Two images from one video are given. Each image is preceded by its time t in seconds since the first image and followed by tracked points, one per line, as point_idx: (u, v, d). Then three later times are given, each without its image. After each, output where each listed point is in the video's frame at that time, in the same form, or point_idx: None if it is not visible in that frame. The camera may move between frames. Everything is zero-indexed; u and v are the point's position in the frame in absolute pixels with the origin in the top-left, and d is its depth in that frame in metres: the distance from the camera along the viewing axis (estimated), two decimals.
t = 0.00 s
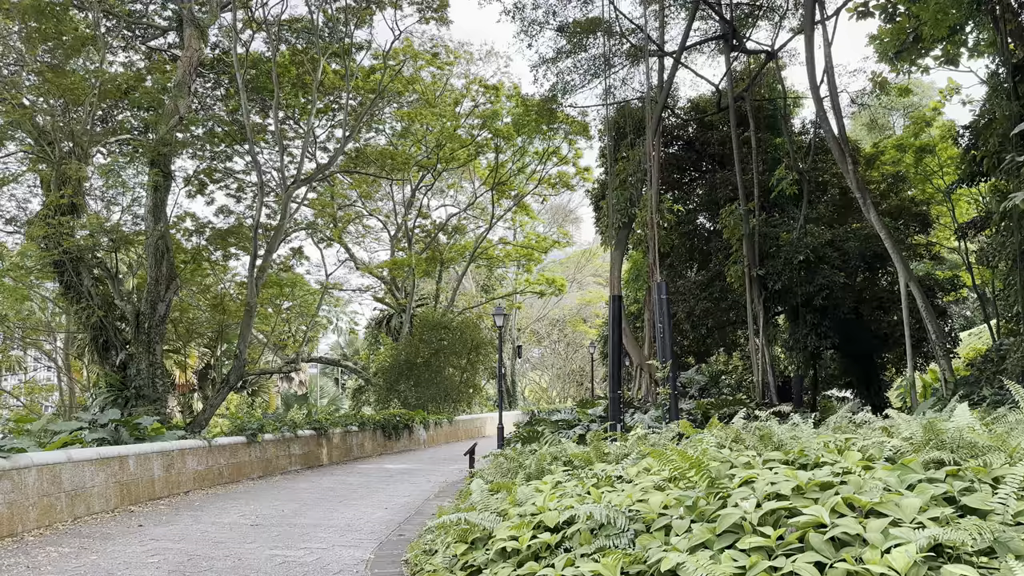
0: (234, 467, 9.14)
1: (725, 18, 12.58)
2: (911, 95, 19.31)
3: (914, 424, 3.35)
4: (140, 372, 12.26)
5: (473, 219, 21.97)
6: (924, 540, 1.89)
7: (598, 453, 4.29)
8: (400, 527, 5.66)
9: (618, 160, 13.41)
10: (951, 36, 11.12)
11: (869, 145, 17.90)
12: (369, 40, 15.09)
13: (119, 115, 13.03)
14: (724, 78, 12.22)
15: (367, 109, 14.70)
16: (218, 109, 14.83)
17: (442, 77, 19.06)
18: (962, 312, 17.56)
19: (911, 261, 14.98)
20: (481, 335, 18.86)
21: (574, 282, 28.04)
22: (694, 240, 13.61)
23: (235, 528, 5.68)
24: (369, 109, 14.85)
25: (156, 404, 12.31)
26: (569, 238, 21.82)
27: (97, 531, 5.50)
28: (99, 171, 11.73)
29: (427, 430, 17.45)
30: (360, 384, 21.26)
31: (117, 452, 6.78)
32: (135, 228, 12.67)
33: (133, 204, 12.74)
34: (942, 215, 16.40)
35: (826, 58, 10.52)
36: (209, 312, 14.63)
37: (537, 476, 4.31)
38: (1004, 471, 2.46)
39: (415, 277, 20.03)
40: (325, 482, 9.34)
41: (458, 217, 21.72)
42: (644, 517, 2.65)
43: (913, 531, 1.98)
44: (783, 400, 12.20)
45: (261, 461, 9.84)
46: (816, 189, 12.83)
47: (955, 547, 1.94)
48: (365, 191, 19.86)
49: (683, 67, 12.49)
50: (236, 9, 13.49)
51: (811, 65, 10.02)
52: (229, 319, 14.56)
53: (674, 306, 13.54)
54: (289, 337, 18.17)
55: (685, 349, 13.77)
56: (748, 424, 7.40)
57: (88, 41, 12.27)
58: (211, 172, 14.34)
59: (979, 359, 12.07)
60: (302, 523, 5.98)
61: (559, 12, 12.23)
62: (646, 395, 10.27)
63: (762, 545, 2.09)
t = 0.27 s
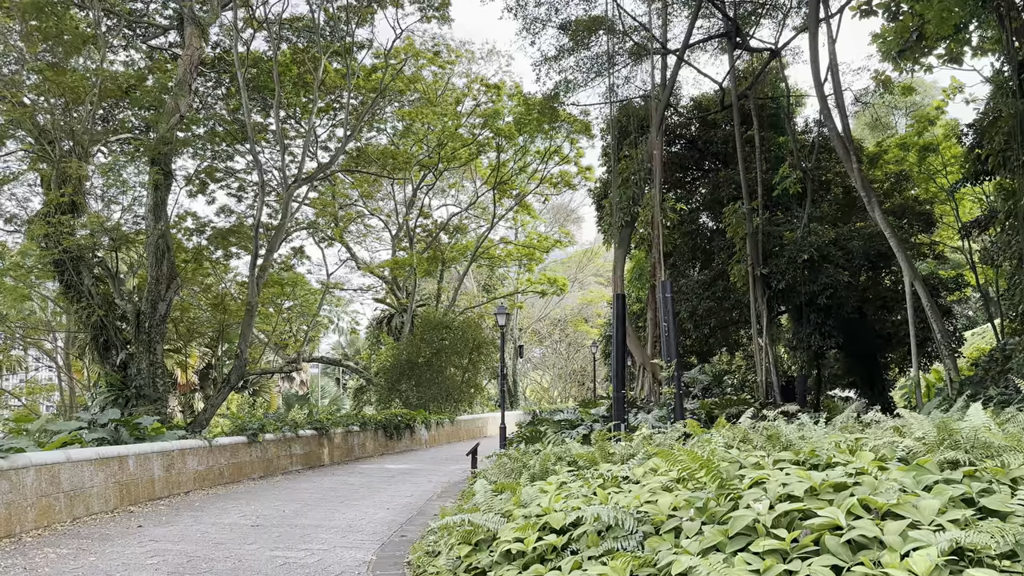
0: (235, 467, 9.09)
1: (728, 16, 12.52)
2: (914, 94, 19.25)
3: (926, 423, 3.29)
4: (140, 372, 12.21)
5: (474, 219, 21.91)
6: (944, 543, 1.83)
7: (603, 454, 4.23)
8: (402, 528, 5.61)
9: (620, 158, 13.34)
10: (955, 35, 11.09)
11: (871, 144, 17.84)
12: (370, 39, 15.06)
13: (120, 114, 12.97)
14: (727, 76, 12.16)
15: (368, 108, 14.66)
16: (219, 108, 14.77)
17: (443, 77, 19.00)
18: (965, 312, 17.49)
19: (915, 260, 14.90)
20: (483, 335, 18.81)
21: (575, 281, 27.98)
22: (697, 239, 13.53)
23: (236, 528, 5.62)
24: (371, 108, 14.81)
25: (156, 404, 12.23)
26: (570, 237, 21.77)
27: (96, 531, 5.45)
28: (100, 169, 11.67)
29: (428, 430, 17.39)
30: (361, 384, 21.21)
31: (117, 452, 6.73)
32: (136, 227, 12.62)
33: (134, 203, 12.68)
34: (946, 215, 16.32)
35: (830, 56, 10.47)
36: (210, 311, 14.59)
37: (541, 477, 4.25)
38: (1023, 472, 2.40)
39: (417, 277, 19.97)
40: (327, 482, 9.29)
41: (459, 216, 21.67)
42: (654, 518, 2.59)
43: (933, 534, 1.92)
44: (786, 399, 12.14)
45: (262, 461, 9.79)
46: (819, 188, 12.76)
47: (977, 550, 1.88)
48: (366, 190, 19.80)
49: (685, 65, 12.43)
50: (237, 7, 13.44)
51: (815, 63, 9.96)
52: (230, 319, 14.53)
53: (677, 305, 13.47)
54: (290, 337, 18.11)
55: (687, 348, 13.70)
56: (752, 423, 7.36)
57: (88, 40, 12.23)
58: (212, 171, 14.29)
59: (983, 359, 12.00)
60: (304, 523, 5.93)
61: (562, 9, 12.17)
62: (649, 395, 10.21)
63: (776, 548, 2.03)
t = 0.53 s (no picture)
0: (235, 468, 9.03)
1: (731, 14, 12.45)
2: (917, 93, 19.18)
3: (941, 425, 3.23)
4: (140, 372, 12.14)
5: (475, 218, 21.85)
6: (970, 550, 1.76)
7: (609, 455, 4.17)
8: (405, 530, 5.55)
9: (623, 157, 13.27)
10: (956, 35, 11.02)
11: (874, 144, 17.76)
12: (371, 38, 15.00)
13: (120, 113, 12.91)
14: (731, 75, 12.09)
15: (369, 107, 14.59)
16: (220, 107, 14.71)
17: (444, 76, 18.94)
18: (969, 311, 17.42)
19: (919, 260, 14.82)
20: (484, 335, 18.76)
21: (577, 281, 27.91)
22: (700, 239, 13.46)
23: (237, 531, 5.56)
24: (372, 107, 14.74)
25: (156, 404, 12.16)
26: (572, 237, 21.71)
27: (95, 533, 5.39)
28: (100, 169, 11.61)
29: (430, 431, 17.33)
30: (362, 384, 21.16)
31: (116, 452, 6.67)
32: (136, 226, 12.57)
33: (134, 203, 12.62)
34: (950, 214, 16.24)
35: (834, 55, 10.40)
36: (210, 311, 14.53)
37: (545, 479, 4.18)
38: None
39: (418, 276, 19.90)
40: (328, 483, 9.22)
41: (460, 216, 21.61)
42: (665, 522, 2.52)
43: (957, 541, 1.85)
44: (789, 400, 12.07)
45: (263, 462, 9.73)
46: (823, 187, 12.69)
47: (1003, 558, 1.81)
48: (367, 190, 19.74)
49: (688, 63, 12.36)
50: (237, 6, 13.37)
51: (820, 61, 9.89)
52: (230, 319, 14.49)
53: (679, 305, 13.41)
54: (291, 337, 18.05)
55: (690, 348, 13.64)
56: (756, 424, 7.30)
57: (88, 40, 12.17)
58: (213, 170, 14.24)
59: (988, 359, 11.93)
60: (305, 526, 5.87)
61: (564, 7, 12.10)
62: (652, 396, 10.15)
63: (793, 554, 1.97)
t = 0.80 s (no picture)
0: (235, 468, 8.97)
1: (733, 12, 12.38)
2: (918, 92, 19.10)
3: (953, 425, 3.17)
4: (139, 372, 12.08)
5: (475, 218, 21.78)
6: (995, 557, 1.70)
7: (613, 457, 4.11)
8: (406, 531, 5.48)
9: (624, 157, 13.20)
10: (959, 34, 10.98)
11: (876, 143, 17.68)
12: (371, 37, 14.93)
13: (120, 112, 12.84)
14: (733, 73, 12.02)
15: (370, 106, 14.53)
16: (220, 107, 14.65)
17: (444, 75, 18.86)
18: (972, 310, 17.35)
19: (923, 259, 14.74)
20: (485, 334, 18.70)
21: (577, 281, 27.84)
22: (702, 238, 13.38)
23: (236, 532, 5.50)
24: (372, 106, 14.67)
25: (155, 404, 12.08)
26: (572, 236, 21.65)
27: (93, 535, 5.33)
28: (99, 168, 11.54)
29: (430, 431, 17.27)
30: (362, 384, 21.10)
31: (114, 453, 6.61)
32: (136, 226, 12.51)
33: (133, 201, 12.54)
34: (952, 214, 16.16)
35: (838, 53, 10.34)
36: (210, 311, 14.47)
37: (549, 481, 4.12)
38: None
39: (418, 276, 19.84)
40: (328, 483, 9.16)
41: (460, 216, 21.54)
42: (673, 525, 2.46)
43: (981, 547, 1.79)
44: (792, 400, 12.01)
45: (262, 462, 9.67)
46: (826, 186, 12.60)
47: None
48: (367, 189, 19.67)
49: (690, 62, 12.28)
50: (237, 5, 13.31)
51: (823, 60, 9.82)
52: (230, 318, 14.42)
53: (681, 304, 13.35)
54: (290, 337, 17.98)
55: (692, 348, 13.58)
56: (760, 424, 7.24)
57: (87, 38, 12.10)
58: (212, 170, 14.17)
59: (992, 358, 11.87)
60: (305, 527, 5.80)
61: (565, 5, 12.03)
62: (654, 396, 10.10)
63: (809, 560, 1.90)
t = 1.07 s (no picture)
0: (233, 468, 8.89)
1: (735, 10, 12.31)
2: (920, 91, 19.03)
3: (968, 424, 3.10)
4: (137, 371, 11.99)
5: (475, 217, 21.69)
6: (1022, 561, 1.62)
7: (617, 456, 4.04)
8: (406, 532, 5.41)
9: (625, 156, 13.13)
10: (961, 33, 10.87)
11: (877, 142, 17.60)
12: (371, 35, 14.86)
13: (118, 111, 12.75)
14: (735, 71, 11.95)
15: (369, 105, 14.45)
16: (219, 105, 14.57)
17: (444, 74, 18.77)
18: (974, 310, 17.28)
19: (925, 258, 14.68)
20: (485, 334, 18.63)
21: (577, 281, 27.76)
22: (704, 237, 13.30)
23: (233, 533, 5.43)
24: (371, 104, 14.58)
25: (153, 404, 11.99)
26: (572, 236, 21.58)
27: (88, 536, 5.26)
28: (96, 166, 11.46)
29: (430, 430, 17.19)
30: (361, 384, 21.03)
31: (111, 452, 6.55)
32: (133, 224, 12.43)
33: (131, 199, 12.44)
34: (954, 213, 16.08)
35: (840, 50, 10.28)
36: (208, 310, 14.39)
37: (552, 481, 4.05)
38: None
39: (418, 275, 19.75)
40: (327, 483, 9.09)
41: (460, 215, 21.46)
42: (682, 527, 2.39)
43: (1007, 550, 1.72)
44: (794, 399, 11.93)
45: (261, 462, 9.60)
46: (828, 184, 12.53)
47: None
48: (367, 188, 19.58)
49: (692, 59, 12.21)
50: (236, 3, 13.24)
51: (826, 56, 9.75)
52: (229, 318, 14.35)
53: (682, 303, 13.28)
54: (289, 336, 17.88)
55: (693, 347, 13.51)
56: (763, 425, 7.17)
57: (86, 36, 12.02)
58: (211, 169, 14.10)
59: (996, 357, 11.81)
60: (304, 528, 5.73)
61: (566, 2, 11.96)
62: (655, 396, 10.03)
63: (825, 563, 1.83)
